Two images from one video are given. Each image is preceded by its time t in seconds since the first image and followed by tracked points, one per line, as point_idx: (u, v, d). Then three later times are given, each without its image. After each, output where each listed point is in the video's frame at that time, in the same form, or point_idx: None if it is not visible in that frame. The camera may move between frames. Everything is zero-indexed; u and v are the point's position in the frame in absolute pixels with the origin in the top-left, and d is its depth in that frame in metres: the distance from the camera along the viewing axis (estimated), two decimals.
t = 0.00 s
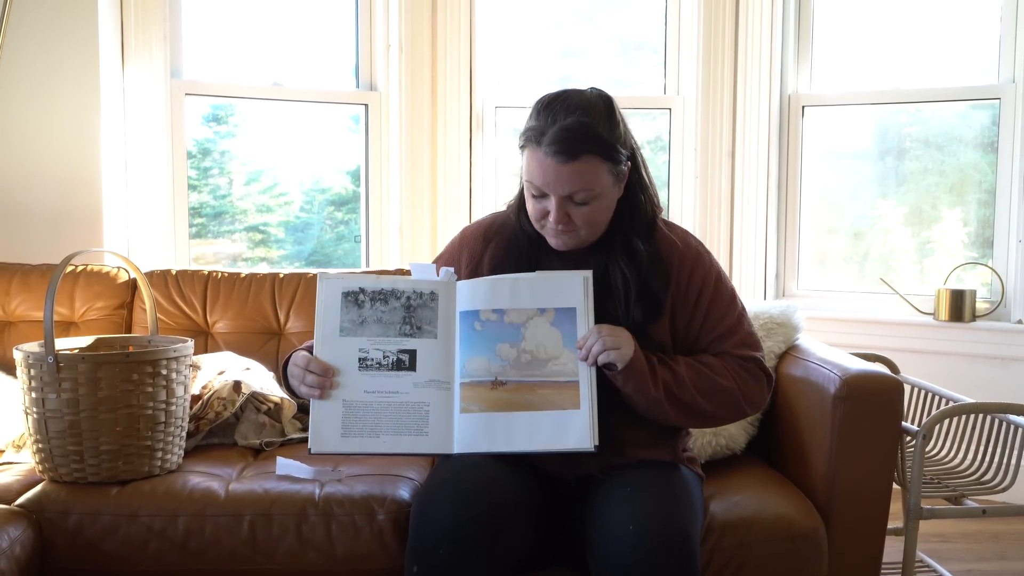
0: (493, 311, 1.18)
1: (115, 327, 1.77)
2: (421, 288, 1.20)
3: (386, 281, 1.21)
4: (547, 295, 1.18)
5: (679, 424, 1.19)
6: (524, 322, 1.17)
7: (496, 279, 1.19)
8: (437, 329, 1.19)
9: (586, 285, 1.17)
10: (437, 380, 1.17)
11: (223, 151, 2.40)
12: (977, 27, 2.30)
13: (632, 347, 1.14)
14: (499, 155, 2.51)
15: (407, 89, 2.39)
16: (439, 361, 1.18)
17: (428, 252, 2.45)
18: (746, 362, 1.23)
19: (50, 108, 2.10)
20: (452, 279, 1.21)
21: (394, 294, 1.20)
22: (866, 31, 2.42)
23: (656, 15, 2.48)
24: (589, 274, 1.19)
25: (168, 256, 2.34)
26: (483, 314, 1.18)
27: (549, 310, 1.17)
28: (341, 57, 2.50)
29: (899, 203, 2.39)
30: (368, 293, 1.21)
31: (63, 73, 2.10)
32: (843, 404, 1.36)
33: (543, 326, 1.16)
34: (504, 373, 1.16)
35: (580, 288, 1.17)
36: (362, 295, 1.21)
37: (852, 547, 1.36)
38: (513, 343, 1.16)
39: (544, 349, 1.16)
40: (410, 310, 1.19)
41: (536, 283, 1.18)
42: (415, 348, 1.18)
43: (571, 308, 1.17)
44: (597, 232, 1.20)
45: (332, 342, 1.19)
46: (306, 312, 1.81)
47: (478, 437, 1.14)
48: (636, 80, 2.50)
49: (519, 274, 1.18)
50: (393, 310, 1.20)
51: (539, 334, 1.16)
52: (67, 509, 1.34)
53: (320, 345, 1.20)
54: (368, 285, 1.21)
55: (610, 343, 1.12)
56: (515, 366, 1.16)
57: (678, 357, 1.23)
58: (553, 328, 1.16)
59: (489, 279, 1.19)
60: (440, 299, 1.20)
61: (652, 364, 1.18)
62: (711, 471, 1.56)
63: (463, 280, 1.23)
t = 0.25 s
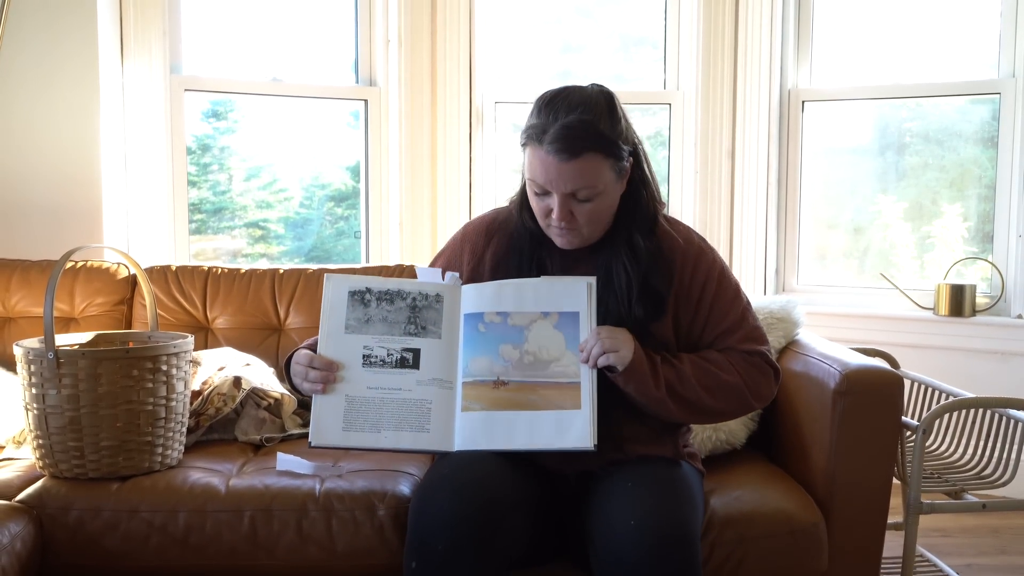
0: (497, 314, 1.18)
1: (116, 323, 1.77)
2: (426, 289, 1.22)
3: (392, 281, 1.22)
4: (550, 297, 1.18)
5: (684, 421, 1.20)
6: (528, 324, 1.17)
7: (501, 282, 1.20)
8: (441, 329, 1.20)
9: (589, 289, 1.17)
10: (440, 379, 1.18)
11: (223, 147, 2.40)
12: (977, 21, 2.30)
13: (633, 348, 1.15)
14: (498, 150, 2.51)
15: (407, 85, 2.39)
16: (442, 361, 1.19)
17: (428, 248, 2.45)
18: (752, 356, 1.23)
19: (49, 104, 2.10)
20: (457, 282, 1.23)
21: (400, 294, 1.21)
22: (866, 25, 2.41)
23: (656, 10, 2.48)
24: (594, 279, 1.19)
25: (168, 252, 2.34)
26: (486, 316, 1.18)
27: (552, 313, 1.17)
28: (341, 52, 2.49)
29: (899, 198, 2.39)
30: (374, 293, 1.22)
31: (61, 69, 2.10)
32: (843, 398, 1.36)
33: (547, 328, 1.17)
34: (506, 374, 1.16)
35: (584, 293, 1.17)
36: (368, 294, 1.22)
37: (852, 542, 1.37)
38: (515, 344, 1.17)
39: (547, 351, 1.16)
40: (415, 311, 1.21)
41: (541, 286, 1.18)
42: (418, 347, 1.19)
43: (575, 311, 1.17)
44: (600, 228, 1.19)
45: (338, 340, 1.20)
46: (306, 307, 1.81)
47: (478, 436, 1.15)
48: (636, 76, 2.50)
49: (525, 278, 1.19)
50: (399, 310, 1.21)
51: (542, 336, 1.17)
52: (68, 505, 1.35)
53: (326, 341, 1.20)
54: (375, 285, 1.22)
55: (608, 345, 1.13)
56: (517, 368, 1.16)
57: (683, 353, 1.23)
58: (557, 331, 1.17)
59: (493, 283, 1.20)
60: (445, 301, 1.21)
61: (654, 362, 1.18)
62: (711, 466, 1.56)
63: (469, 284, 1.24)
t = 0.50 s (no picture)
0: (501, 312, 1.20)
1: (115, 318, 1.77)
2: (431, 289, 1.22)
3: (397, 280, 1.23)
4: (554, 295, 1.19)
5: (691, 413, 1.19)
6: (532, 323, 1.18)
7: (505, 281, 1.21)
8: (446, 327, 1.21)
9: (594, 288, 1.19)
10: (444, 375, 1.18)
11: (222, 142, 2.39)
12: (977, 15, 2.30)
13: (635, 344, 1.15)
14: (497, 145, 2.51)
15: (406, 80, 2.39)
16: (446, 357, 1.19)
17: (427, 243, 2.45)
18: (757, 346, 1.22)
19: (47, 99, 2.09)
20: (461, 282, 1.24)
21: (404, 292, 1.22)
22: (866, 19, 2.41)
23: (655, 5, 2.47)
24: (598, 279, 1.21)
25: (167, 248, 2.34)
26: (490, 314, 1.20)
27: (556, 311, 1.19)
28: (340, 48, 2.49)
29: (898, 192, 2.39)
30: (379, 291, 1.22)
31: (59, 65, 2.09)
32: (842, 392, 1.36)
33: (551, 326, 1.18)
34: (509, 370, 1.17)
35: (588, 291, 1.18)
36: (372, 292, 1.22)
37: (852, 536, 1.37)
38: (520, 342, 1.18)
39: (550, 347, 1.17)
40: (419, 309, 1.21)
41: (545, 286, 1.20)
42: (423, 345, 1.19)
43: (579, 310, 1.18)
44: (603, 217, 1.19)
45: (342, 336, 1.20)
46: (306, 302, 1.81)
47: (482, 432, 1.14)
48: (636, 70, 2.50)
49: (529, 278, 1.20)
50: (403, 307, 1.21)
51: (546, 335, 1.18)
52: (68, 500, 1.35)
53: (330, 338, 1.20)
54: (380, 283, 1.22)
55: (609, 344, 1.13)
56: (521, 364, 1.17)
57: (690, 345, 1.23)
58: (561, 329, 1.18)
59: (498, 283, 1.21)
60: (449, 300, 1.22)
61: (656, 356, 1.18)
62: (711, 460, 1.56)
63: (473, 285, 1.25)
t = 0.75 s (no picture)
0: (504, 302, 1.19)
1: (115, 311, 1.77)
2: (433, 278, 1.22)
3: (399, 269, 1.23)
4: (556, 286, 1.19)
5: (694, 402, 1.18)
6: (535, 314, 1.18)
7: (508, 272, 1.20)
8: (448, 317, 1.21)
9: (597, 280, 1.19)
10: (448, 364, 1.19)
11: (221, 136, 2.39)
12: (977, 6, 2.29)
13: (620, 343, 1.13)
14: (497, 137, 2.51)
15: (405, 73, 2.39)
16: (449, 346, 1.20)
17: (426, 235, 2.45)
18: (762, 335, 1.22)
19: (45, 92, 2.09)
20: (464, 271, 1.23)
21: (407, 282, 1.22)
22: (866, 11, 2.40)
23: None
24: (600, 272, 1.21)
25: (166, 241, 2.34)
26: (493, 304, 1.19)
27: (559, 302, 1.18)
28: (339, 40, 2.49)
29: (898, 184, 2.39)
30: (382, 280, 1.23)
31: (57, 57, 2.09)
32: (842, 383, 1.36)
33: (553, 317, 1.18)
34: (512, 361, 1.17)
35: (590, 284, 1.19)
36: (375, 281, 1.23)
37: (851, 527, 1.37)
38: (523, 332, 1.17)
39: (552, 339, 1.17)
40: (422, 298, 1.21)
41: (548, 277, 1.19)
42: (426, 334, 1.20)
43: (581, 301, 1.18)
44: (604, 209, 1.19)
45: (346, 326, 1.21)
46: (306, 295, 1.81)
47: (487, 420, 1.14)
48: (635, 63, 2.49)
49: (533, 268, 1.20)
50: (406, 297, 1.21)
51: (549, 326, 1.17)
52: (69, 493, 1.35)
53: (334, 327, 1.21)
54: (383, 273, 1.23)
55: (597, 359, 1.14)
56: (524, 355, 1.17)
57: (694, 329, 1.21)
58: (563, 320, 1.18)
59: (500, 273, 1.20)
60: (451, 290, 1.22)
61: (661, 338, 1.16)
62: (711, 451, 1.56)
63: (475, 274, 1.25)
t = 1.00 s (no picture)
0: (508, 290, 1.16)
1: (110, 302, 1.75)
2: (436, 264, 1.20)
3: (401, 255, 1.20)
4: (560, 273, 1.17)
5: (698, 388, 1.13)
6: (540, 301, 1.16)
7: (512, 259, 1.18)
8: (452, 304, 1.18)
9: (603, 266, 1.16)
10: (452, 352, 1.16)
11: (217, 123, 2.36)
12: None
13: (615, 326, 1.10)
14: (499, 124, 2.48)
15: (405, 58, 2.35)
16: (453, 334, 1.17)
17: (427, 223, 2.42)
18: (765, 322, 1.17)
19: (38, 80, 2.06)
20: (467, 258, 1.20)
21: (409, 268, 1.19)
22: None
23: None
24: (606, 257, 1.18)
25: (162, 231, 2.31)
26: (498, 291, 1.17)
27: (564, 289, 1.16)
28: (338, 26, 2.45)
29: (907, 169, 2.35)
30: (385, 267, 1.21)
31: (51, 43, 2.06)
32: (851, 372, 1.33)
33: (558, 305, 1.15)
34: (516, 349, 1.14)
35: (597, 269, 1.16)
36: (377, 268, 1.21)
37: (858, 518, 1.35)
38: (528, 319, 1.15)
39: (558, 326, 1.15)
40: (426, 284, 1.19)
41: (553, 263, 1.17)
42: (429, 321, 1.17)
43: (587, 287, 1.15)
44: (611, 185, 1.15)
45: (348, 313, 1.18)
46: (304, 285, 1.78)
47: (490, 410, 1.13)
48: (638, 47, 2.46)
49: (538, 255, 1.17)
50: (409, 284, 1.19)
51: (554, 313, 1.15)
52: (64, 486, 1.33)
53: (335, 314, 1.18)
54: (386, 259, 1.21)
55: (597, 348, 1.11)
56: (529, 342, 1.14)
57: (698, 313, 1.17)
58: (569, 307, 1.15)
59: (504, 260, 1.18)
60: (456, 276, 1.19)
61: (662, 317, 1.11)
62: (717, 442, 1.54)
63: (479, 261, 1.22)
